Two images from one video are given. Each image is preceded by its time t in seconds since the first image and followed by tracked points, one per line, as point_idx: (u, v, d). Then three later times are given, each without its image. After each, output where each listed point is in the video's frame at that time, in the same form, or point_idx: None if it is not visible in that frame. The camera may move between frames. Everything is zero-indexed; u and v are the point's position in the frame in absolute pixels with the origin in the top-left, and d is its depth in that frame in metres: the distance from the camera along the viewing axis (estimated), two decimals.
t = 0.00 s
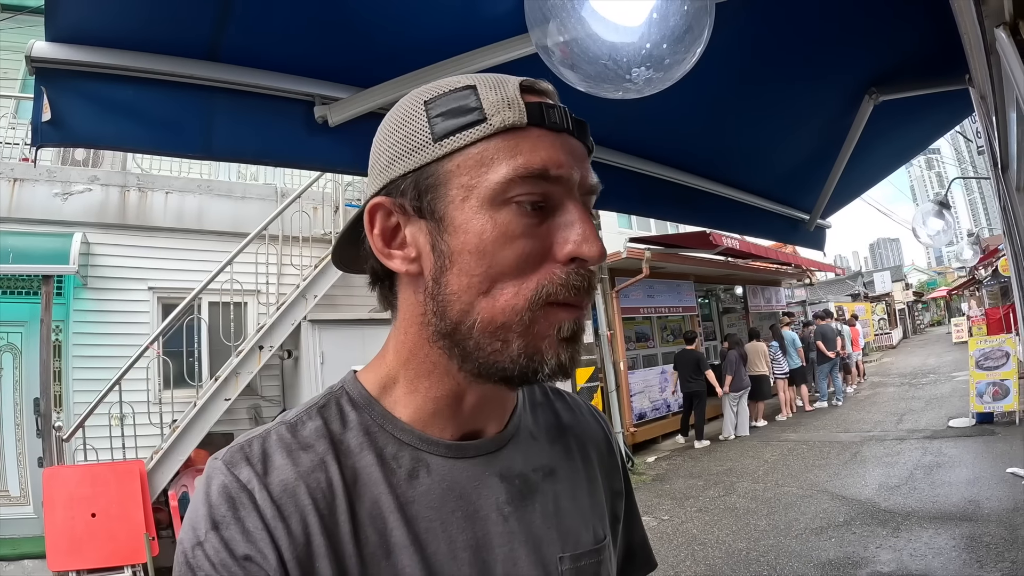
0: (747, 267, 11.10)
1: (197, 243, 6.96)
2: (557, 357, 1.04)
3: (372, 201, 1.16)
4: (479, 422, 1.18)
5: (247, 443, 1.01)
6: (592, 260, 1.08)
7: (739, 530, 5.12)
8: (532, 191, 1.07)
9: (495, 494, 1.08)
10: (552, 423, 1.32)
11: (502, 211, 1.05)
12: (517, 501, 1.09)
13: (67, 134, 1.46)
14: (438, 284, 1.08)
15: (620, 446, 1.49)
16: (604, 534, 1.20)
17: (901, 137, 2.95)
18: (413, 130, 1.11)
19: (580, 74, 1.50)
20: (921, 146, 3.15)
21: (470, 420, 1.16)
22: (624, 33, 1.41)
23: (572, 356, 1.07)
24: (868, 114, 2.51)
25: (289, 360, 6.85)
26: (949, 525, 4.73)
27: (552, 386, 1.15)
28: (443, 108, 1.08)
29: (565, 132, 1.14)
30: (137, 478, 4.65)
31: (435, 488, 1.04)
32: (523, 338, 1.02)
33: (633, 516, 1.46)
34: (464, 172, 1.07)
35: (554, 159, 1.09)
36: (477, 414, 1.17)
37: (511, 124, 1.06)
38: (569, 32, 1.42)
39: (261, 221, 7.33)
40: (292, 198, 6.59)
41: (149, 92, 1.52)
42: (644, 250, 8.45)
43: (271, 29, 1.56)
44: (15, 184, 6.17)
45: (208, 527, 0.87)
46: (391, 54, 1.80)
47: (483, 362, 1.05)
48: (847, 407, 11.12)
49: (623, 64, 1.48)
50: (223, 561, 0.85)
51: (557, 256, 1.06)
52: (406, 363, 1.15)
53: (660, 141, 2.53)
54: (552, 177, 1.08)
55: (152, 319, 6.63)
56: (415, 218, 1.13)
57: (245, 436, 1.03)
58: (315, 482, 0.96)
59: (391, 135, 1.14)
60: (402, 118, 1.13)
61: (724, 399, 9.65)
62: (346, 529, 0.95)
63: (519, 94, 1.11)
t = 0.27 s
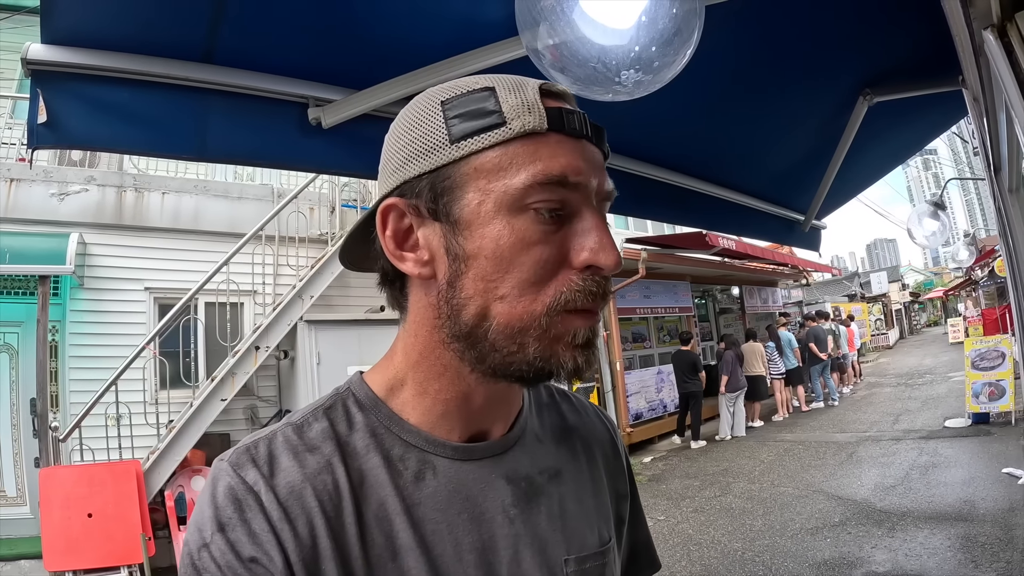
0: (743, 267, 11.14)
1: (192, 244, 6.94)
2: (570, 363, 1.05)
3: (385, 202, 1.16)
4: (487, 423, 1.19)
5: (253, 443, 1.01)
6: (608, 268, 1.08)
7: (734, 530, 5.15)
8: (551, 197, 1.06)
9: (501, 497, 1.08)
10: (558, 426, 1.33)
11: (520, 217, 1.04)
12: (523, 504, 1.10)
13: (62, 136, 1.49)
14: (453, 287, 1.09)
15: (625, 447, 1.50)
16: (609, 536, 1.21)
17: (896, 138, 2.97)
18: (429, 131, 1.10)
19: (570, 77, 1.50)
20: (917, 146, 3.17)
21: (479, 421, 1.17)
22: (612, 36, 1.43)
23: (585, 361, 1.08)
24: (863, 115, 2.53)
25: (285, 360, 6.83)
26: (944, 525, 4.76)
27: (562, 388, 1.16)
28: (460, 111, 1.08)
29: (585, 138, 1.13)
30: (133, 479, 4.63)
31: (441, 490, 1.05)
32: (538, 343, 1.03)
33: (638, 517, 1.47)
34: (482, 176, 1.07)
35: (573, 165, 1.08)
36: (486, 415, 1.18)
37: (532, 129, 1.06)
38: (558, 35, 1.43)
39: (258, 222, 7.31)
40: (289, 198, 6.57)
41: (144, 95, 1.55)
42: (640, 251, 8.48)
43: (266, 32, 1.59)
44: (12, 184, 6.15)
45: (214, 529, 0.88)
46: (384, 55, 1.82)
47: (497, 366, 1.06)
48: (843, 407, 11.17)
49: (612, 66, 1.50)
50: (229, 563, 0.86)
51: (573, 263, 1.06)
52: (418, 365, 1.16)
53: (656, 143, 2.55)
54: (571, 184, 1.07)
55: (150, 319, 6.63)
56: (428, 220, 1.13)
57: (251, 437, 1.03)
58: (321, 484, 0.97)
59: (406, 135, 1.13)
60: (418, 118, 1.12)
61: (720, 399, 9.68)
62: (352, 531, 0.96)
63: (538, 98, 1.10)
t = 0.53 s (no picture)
0: (737, 268, 11.23)
1: (180, 243, 6.87)
2: (584, 367, 1.06)
3: (395, 202, 1.15)
4: (492, 425, 1.20)
5: (258, 443, 1.02)
6: (623, 272, 1.09)
7: (727, 530, 5.20)
8: (566, 200, 1.06)
9: (505, 498, 1.10)
10: (563, 427, 1.35)
11: (535, 220, 1.05)
12: (528, 505, 1.11)
13: (54, 138, 1.55)
14: (467, 290, 1.09)
15: (629, 446, 1.52)
16: (611, 536, 1.23)
17: (885, 139, 3.02)
18: (440, 130, 1.10)
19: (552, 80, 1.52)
20: (910, 146, 3.21)
21: (485, 423, 1.19)
22: (593, 41, 1.43)
23: (598, 365, 1.09)
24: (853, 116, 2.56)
25: (279, 360, 6.81)
26: (936, 524, 4.82)
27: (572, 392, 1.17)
28: (473, 110, 1.07)
29: (598, 139, 1.13)
30: (127, 479, 4.64)
31: (446, 491, 1.06)
32: (553, 347, 1.04)
33: (641, 516, 1.49)
34: (495, 178, 1.07)
35: (588, 167, 1.08)
36: (492, 417, 1.20)
37: (547, 130, 1.06)
38: (540, 40, 1.44)
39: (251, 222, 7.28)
40: (282, 199, 6.55)
41: (135, 97, 1.62)
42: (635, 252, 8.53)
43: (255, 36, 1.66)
44: (6, 184, 6.11)
45: (218, 529, 0.90)
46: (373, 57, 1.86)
47: (509, 370, 1.07)
48: (836, 407, 11.27)
49: (593, 70, 1.51)
50: (233, 563, 0.87)
51: (588, 266, 1.06)
52: (427, 367, 1.16)
53: (648, 145, 2.59)
54: (586, 186, 1.07)
55: (144, 319, 6.58)
56: (440, 222, 1.13)
57: (257, 436, 1.04)
58: (326, 485, 0.98)
59: (415, 134, 1.13)
60: (429, 116, 1.11)
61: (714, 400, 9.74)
62: (357, 532, 0.97)
63: (551, 98, 1.10)
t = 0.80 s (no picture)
0: (726, 270, 11.35)
1: (173, 245, 6.85)
2: (592, 366, 1.09)
3: (404, 198, 1.17)
4: (495, 422, 1.23)
5: (259, 439, 1.06)
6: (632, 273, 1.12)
7: (714, 530, 5.28)
8: (577, 200, 1.09)
9: (505, 494, 1.13)
10: (564, 424, 1.39)
11: (546, 220, 1.07)
12: (527, 502, 1.15)
13: (42, 141, 1.59)
14: (477, 288, 1.12)
15: (630, 442, 1.56)
16: (610, 533, 1.28)
17: (870, 142, 3.09)
18: (451, 125, 1.12)
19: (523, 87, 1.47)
20: (899, 148, 3.28)
21: (489, 421, 1.22)
22: (564, 46, 1.40)
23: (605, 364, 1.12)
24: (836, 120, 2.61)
25: (267, 361, 6.78)
26: (922, 524, 4.92)
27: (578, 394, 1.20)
28: (485, 107, 1.09)
29: (607, 137, 1.16)
30: (115, 480, 4.60)
31: (446, 488, 1.09)
32: (562, 346, 1.07)
33: (641, 513, 1.53)
34: (507, 177, 1.09)
35: (599, 166, 1.11)
36: (495, 415, 1.23)
37: (560, 128, 1.08)
38: (512, 45, 1.44)
39: (240, 223, 7.22)
40: (271, 200, 6.50)
41: (121, 101, 1.65)
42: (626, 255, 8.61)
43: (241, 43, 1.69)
44: None
45: (219, 526, 0.93)
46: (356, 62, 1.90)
47: (518, 367, 1.10)
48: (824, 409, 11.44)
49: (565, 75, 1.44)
50: (234, 561, 0.91)
51: (597, 267, 1.09)
52: (432, 363, 1.19)
53: (634, 148, 2.67)
54: (596, 186, 1.10)
55: (132, 320, 6.55)
56: (449, 219, 1.15)
57: (257, 433, 1.08)
58: (327, 482, 1.00)
59: (424, 129, 1.15)
60: (439, 110, 1.13)
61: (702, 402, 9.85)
62: (357, 529, 1.00)
63: (562, 95, 1.12)
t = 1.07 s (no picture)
0: (716, 275, 11.49)
1: (163, 249, 6.80)
2: (601, 367, 1.09)
3: (409, 192, 1.16)
4: (500, 423, 1.23)
5: (257, 437, 1.07)
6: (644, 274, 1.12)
7: (700, 534, 5.35)
8: (590, 198, 1.08)
9: (508, 493, 1.15)
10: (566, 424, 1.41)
11: (559, 218, 1.07)
12: (529, 501, 1.17)
13: (25, 146, 1.59)
14: (484, 286, 1.11)
15: (632, 441, 1.59)
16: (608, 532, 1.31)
17: (854, 146, 3.18)
18: (459, 117, 1.11)
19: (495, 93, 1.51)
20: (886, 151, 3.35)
21: (493, 421, 1.22)
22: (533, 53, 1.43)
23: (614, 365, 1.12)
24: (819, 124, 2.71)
25: (255, 365, 6.74)
26: (908, 527, 5.00)
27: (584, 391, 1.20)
28: (496, 101, 1.08)
29: (620, 135, 1.16)
30: (103, 483, 4.57)
31: (447, 487, 1.11)
32: (573, 348, 1.06)
33: (641, 511, 1.56)
34: (519, 172, 1.09)
35: (612, 164, 1.11)
36: (500, 415, 1.23)
37: (574, 124, 1.08)
38: (483, 52, 1.49)
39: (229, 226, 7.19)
40: (259, 203, 6.48)
41: (105, 106, 1.69)
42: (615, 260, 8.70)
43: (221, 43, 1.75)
44: None
45: (216, 526, 0.94)
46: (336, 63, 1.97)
47: (526, 365, 1.09)
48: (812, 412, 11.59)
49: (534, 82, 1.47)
50: (231, 561, 0.92)
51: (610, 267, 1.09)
52: (434, 362, 1.18)
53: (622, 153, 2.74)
54: (609, 184, 1.10)
55: (120, 323, 6.50)
56: (456, 215, 1.15)
57: (255, 432, 1.09)
58: (326, 481, 1.02)
59: (429, 121, 1.14)
60: (448, 103, 1.12)
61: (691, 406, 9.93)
62: (357, 529, 1.01)
63: (576, 90, 1.12)
